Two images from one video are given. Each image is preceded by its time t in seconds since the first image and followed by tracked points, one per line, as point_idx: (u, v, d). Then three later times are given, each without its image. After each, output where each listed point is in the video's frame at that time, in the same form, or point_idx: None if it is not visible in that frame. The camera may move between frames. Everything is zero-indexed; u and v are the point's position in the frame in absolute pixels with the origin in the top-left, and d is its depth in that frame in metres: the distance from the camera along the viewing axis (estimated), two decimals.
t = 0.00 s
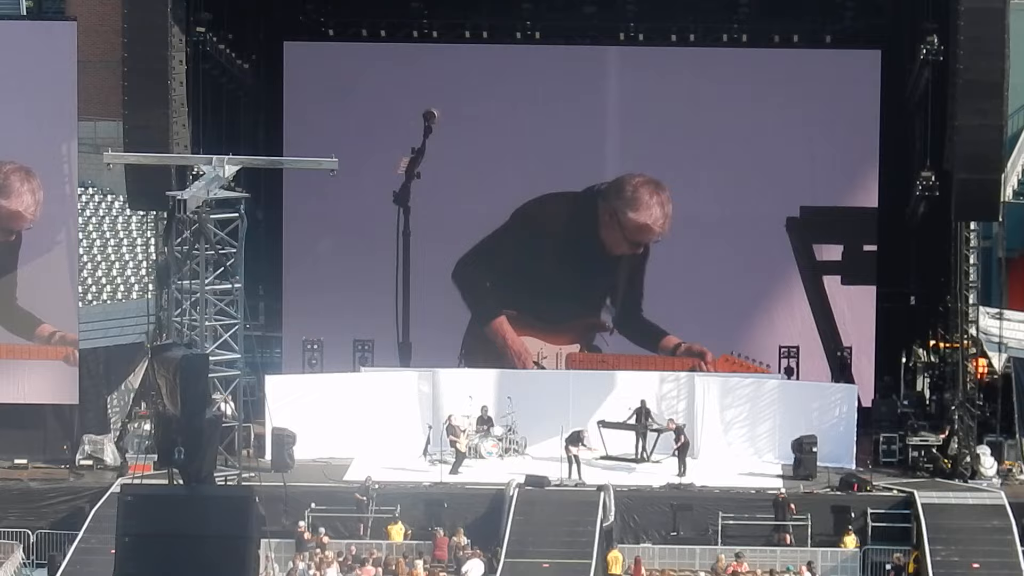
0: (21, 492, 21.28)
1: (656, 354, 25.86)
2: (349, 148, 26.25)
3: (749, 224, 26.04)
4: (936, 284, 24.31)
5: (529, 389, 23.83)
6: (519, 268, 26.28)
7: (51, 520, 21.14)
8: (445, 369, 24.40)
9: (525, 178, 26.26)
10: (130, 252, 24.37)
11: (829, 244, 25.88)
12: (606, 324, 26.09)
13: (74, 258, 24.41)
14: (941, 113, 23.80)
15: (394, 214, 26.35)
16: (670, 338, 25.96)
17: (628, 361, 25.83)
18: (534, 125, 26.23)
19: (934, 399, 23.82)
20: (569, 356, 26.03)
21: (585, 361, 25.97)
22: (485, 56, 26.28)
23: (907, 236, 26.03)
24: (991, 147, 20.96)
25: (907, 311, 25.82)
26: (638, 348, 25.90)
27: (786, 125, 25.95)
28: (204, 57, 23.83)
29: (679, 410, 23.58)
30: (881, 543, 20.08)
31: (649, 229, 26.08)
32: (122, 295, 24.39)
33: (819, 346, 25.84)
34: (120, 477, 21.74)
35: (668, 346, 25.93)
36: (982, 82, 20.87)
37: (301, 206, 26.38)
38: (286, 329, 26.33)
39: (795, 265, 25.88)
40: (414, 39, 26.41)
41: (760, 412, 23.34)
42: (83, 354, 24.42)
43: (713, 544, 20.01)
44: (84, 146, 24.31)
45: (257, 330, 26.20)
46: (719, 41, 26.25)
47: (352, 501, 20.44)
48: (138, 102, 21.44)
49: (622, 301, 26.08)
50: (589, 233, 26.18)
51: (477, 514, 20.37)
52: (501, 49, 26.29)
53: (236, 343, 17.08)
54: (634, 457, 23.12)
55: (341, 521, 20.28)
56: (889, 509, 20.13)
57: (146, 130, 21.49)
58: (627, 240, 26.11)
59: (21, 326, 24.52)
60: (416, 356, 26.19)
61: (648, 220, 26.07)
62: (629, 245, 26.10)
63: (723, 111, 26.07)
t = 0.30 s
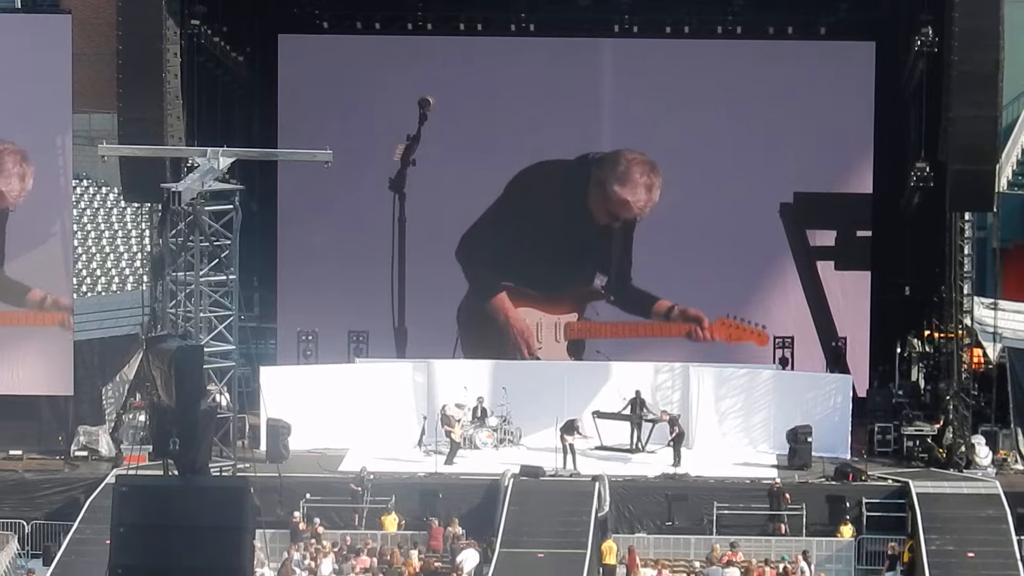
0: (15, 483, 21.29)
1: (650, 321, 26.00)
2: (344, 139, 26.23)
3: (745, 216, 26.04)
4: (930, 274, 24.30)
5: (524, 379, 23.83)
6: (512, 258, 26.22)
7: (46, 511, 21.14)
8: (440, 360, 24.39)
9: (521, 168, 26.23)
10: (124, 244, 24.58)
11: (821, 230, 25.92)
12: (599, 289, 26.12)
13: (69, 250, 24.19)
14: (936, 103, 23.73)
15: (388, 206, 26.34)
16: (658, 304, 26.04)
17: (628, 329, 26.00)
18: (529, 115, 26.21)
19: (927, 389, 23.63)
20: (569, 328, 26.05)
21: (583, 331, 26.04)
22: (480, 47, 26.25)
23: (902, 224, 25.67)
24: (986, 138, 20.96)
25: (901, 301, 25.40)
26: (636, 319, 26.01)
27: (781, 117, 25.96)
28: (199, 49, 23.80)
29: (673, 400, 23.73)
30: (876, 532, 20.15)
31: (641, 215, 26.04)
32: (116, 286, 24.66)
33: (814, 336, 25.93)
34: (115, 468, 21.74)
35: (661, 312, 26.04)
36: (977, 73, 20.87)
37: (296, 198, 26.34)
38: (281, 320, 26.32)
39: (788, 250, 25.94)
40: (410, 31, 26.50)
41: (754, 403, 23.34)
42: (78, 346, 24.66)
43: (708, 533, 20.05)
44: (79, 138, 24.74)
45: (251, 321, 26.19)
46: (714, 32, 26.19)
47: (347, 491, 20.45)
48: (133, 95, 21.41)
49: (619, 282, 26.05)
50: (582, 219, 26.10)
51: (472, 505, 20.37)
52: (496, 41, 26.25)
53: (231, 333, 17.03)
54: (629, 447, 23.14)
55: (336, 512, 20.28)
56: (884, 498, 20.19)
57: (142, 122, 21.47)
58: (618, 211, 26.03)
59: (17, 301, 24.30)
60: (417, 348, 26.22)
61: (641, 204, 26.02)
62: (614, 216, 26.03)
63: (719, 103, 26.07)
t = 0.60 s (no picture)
0: (11, 473, 21.20)
1: (651, 293, 25.97)
2: (340, 129, 26.20)
3: (741, 205, 26.04)
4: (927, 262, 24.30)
5: (520, 369, 23.81)
6: (508, 248, 26.24)
7: (42, 502, 21.13)
8: (436, 350, 24.38)
9: (516, 157, 26.20)
10: (120, 234, 24.41)
11: (818, 218, 25.88)
12: (600, 264, 26.11)
13: (64, 240, 24.35)
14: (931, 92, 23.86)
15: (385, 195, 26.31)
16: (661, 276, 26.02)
17: (630, 304, 25.99)
18: (525, 104, 26.17)
19: (925, 379, 23.65)
20: (569, 304, 26.09)
21: (584, 307, 26.04)
22: (475, 36, 26.19)
23: (898, 214, 25.72)
24: (983, 128, 20.93)
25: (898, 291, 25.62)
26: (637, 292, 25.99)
27: (777, 106, 25.93)
28: (194, 39, 23.75)
29: (670, 390, 23.68)
30: (873, 523, 20.17)
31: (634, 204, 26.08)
32: (112, 276, 24.45)
33: (809, 326, 25.95)
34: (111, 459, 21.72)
35: (663, 283, 26.00)
36: (974, 63, 20.86)
37: (291, 188, 26.31)
38: (276, 310, 26.30)
39: (783, 239, 25.91)
40: (405, 20, 26.30)
41: (751, 392, 23.33)
42: (73, 335, 24.40)
43: (704, 525, 20.00)
44: (73, 128, 24.45)
45: (247, 312, 26.24)
46: (710, 22, 26.25)
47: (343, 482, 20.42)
48: (128, 85, 21.35)
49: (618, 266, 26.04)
50: (579, 209, 26.16)
51: (468, 495, 20.37)
52: (491, 30, 26.19)
53: (227, 324, 17.00)
54: (625, 438, 23.14)
55: (332, 502, 20.25)
56: (880, 489, 20.20)
57: (136, 113, 21.39)
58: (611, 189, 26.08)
59: (21, 272, 24.37)
60: (415, 338, 26.24)
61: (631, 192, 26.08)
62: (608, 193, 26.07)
63: (714, 92, 26.04)
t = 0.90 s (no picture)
0: (7, 470, 21.22)
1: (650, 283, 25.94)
2: (336, 125, 26.18)
3: (737, 201, 26.03)
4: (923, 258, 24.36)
5: (517, 366, 23.82)
6: (505, 245, 26.17)
7: (39, 499, 21.12)
8: (432, 347, 24.38)
9: (513, 154, 26.19)
10: (117, 231, 24.40)
11: (815, 215, 25.86)
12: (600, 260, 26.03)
13: (60, 237, 24.26)
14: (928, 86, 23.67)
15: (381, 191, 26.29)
16: (657, 266, 25.99)
17: (629, 295, 25.91)
18: (521, 101, 26.16)
19: (921, 375, 23.60)
20: (569, 296, 25.98)
21: (585, 300, 25.97)
22: (471, 32, 26.19)
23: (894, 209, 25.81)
24: (979, 124, 20.92)
25: (895, 288, 25.70)
26: (636, 283, 25.96)
27: (773, 102, 25.94)
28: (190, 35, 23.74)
29: (666, 387, 23.69)
30: (869, 519, 20.18)
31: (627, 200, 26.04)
32: (108, 273, 24.54)
33: (805, 323, 25.96)
34: (107, 456, 21.71)
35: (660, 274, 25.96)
36: (969, 59, 20.87)
37: (288, 184, 26.29)
38: (273, 307, 26.29)
39: (780, 236, 25.87)
40: (402, 16, 26.35)
41: (747, 389, 23.36)
42: (70, 332, 24.66)
43: (701, 521, 19.99)
44: (71, 124, 24.50)
45: (244, 308, 26.18)
46: (706, 18, 26.17)
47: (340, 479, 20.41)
48: (124, 82, 21.33)
49: (617, 261, 26.00)
50: (577, 205, 26.11)
51: (465, 492, 20.37)
52: (488, 26, 26.19)
53: (223, 320, 16.96)
54: (622, 435, 23.14)
55: (328, 499, 20.21)
56: (876, 486, 20.23)
57: (132, 110, 21.38)
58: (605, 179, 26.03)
59: (11, 265, 24.31)
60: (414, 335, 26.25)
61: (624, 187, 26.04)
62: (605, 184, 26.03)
63: (711, 88, 26.05)
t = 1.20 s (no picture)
0: (5, 469, 21.20)
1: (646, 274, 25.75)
2: (334, 123, 26.17)
3: (735, 198, 26.02)
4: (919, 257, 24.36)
5: (515, 364, 23.82)
6: (504, 242, 26.12)
7: (36, 497, 21.11)
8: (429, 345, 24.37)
9: (511, 151, 26.19)
10: (114, 229, 24.72)
11: (814, 215, 25.92)
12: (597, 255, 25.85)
13: (57, 234, 24.00)
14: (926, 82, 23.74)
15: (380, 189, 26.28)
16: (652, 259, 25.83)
17: (627, 284, 25.62)
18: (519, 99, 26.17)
19: (918, 373, 23.62)
20: (571, 290, 25.72)
21: (585, 292, 25.68)
22: (469, 30, 26.19)
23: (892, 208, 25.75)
24: (976, 121, 20.93)
25: (893, 286, 25.54)
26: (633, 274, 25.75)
27: (770, 100, 25.94)
28: (187, 33, 23.72)
29: (664, 385, 23.67)
30: (867, 517, 20.19)
31: (627, 195, 26.00)
32: (106, 271, 24.76)
33: (803, 321, 25.92)
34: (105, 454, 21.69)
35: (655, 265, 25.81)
36: (967, 57, 20.89)
37: (285, 182, 26.28)
38: (270, 305, 26.29)
39: (779, 236, 25.91)
40: (399, 14, 26.36)
41: (745, 388, 23.38)
42: (67, 330, 24.63)
43: (699, 520, 20.09)
44: (69, 122, 24.68)
45: (242, 307, 26.15)
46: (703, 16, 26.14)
47: (337, 477, 20.39)
48: (121, 80, 21.30)
49: (616, 254, 25.86)
50: (575, 204, 26.07)
51: (462, 490, 20.36)
52: (485, 24, 26.20)
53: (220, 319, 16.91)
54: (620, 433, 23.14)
55: (326, 498, 20.26)
56: (874, 484, 20.21)
57: (130, 108, 21.30)
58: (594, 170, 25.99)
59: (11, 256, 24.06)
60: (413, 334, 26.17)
61: (623, 182, 26.02)
62: (592, 175, 25.97)
63: (708, 86, 26.06)
